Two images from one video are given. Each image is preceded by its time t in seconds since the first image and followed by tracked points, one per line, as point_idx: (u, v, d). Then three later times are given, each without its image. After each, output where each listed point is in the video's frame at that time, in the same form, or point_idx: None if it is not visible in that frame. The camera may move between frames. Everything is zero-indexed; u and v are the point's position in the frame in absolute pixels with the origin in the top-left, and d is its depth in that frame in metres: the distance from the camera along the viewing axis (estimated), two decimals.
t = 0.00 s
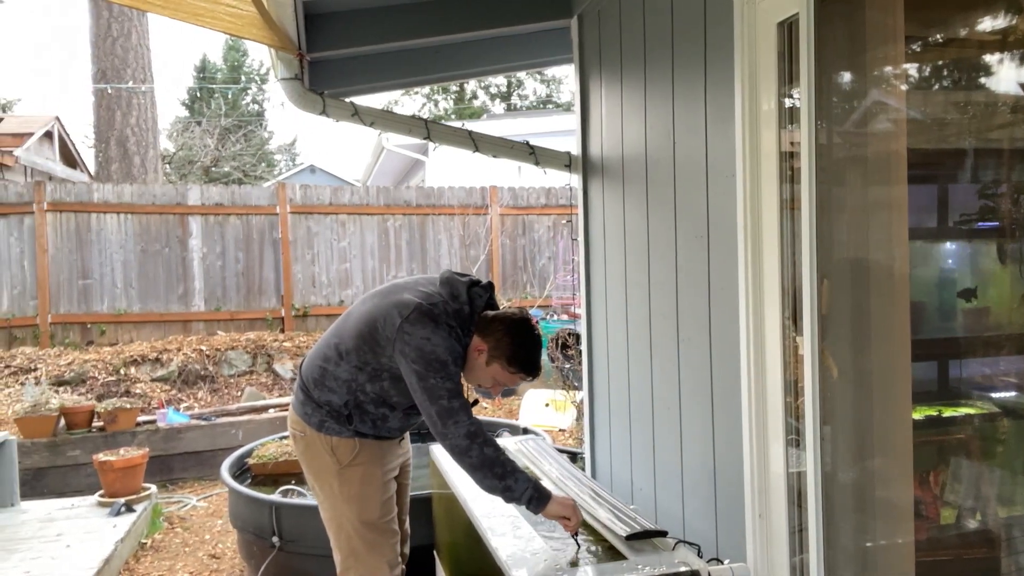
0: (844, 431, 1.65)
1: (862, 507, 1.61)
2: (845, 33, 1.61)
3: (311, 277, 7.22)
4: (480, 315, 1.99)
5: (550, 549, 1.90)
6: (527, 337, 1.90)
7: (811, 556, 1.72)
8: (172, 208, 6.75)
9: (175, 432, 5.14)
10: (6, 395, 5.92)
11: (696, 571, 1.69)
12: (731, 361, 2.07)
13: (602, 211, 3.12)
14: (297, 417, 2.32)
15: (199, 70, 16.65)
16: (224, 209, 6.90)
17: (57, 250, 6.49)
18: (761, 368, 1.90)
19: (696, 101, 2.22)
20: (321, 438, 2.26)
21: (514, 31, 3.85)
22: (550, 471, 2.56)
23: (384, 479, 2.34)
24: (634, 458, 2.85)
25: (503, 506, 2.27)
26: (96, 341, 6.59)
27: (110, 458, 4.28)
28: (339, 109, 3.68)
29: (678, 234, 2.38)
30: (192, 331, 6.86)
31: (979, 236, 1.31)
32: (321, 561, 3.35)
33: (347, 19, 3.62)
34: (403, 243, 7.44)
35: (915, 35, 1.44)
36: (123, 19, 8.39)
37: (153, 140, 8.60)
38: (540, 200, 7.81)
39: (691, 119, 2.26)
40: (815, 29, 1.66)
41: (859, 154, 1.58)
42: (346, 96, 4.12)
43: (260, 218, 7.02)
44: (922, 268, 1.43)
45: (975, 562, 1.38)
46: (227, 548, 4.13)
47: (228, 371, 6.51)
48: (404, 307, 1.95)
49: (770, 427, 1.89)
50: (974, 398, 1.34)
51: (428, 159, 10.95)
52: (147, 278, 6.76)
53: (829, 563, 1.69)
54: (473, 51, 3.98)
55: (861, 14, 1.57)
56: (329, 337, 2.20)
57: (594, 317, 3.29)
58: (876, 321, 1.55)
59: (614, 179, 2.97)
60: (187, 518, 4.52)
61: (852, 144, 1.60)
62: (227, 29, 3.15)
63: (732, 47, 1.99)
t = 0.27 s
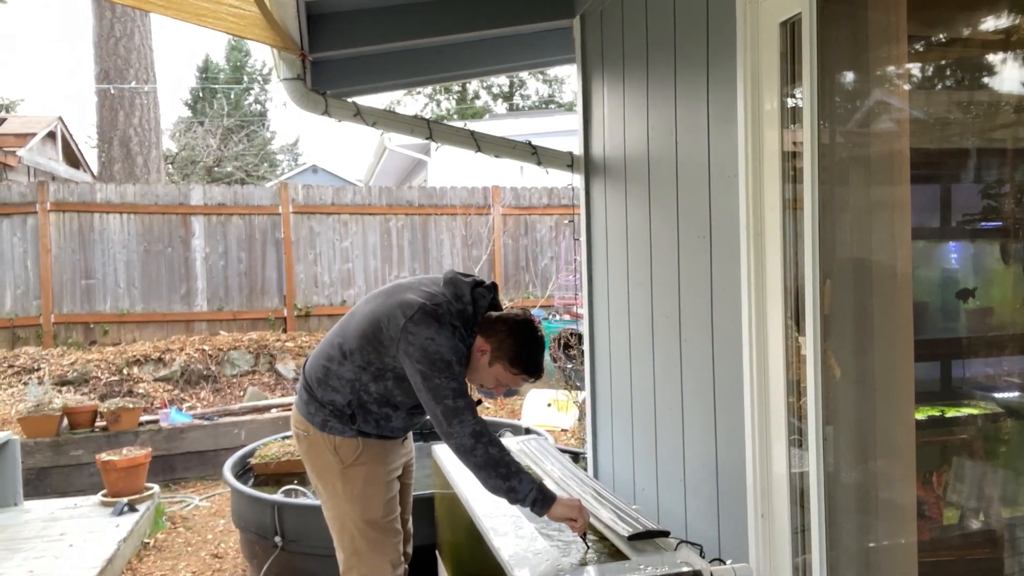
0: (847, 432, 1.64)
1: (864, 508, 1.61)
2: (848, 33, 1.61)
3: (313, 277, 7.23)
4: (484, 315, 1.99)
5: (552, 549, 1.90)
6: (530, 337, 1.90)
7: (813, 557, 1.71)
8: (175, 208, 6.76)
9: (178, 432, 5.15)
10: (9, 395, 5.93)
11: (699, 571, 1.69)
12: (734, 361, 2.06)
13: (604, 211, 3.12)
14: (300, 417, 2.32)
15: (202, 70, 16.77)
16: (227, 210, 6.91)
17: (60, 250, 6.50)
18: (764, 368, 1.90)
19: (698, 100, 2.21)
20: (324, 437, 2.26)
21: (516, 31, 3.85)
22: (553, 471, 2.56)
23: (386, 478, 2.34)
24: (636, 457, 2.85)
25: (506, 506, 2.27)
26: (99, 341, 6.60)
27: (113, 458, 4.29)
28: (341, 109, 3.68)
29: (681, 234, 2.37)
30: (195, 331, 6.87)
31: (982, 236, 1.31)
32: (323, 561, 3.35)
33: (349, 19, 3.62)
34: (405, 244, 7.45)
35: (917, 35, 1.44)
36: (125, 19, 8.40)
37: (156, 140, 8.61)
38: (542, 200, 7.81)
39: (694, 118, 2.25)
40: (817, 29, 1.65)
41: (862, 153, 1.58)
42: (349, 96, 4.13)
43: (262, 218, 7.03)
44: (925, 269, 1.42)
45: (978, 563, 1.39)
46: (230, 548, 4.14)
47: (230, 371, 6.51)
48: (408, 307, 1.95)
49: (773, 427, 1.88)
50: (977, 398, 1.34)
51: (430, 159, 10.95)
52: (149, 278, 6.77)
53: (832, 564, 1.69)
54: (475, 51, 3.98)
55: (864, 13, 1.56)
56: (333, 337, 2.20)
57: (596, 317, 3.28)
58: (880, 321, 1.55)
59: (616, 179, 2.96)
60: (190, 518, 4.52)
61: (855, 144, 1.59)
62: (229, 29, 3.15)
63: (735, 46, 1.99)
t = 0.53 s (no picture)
0: (849, 432, 1.64)
1: (867, 508, 1.61)
2: (850, 34, 1.61)
3: (315, 277, 7.24)
4: (486, 315, 1.98)
5: (554, 549, 1.90)
6: (532, 338, 1.90)
7: (816, 557, 1.72)
8: (177, 208, 6.77)
9: (180, 432, 5.16)
10: (12, 395, 5.95)
11: (701, 572, 1.69)
12: (736, 362, 2.06)
13: (606, 211, 3.12)
14: (302, 416, 2.32)
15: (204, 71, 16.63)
16: (229, 210, 6.92)
17: (63, 250, 6.51)
18: (766, 368, 1.90)
19: (700, 100, 2.22)
20: (326, 437, 2.26)
21: (518, 31, 3.84)
22: (555, 471, 2.56)
23: (388, 478, 2.34)
24: (638, 457, 2.85)
25: (507, 506, 2.27)
26: (101, 341, 6.62)
27: (116, 458, 4.29)
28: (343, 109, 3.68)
29: (683, 235, 2.37)
30: (197, 331, 6.88)
31: (985, 236, 1.31)
32: (325, 560, 3.35)
33: (351, 19, 3.62)
34: (407, 244, 7.45)
35: (919, 35, 1.43)
36: (128, 19, 8.41)
37: (158, 140, 8.63)
38: (544, 200, 7.81)
39: (696, 118, 2.25)
40: (819, 29, 1.67)
41: (864, 153, 1.58)
42: (352, 96, 4.13)
43: (264, 218, 7.03)
44: (928, 269, 1.42)
45: (980, 564, 1.38)
46: (232, 548, 4.14)
47: (233, 371, 6.52)
48: (410, 307, 1.95)
49: (775, 428, 1.88)
50: (979, 398, 1.33)
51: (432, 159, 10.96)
52: (152, 278, 6.78)
53: (834, 564, 1.69)
54: (476, 51, 3.98)
55: (866, 13, 1.56)
56: (335, 337, 2.20)
57: (598, 316, 3.28)
58: (882, 321, 1.55)
59: (618, 180, 2.96)
60: (192, 517, 4.53)
61: (857, 144, 1.59)
62: (231, 30, 3.15)
63: (737, 46, 1.99)
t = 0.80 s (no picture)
0: (850, 432, 1.64)
1: (868, 508, 1.61)
2: (851, 33, 1.61)
3: (317, 277, 7.24)
4: (486, 315, 1.99)
5: (555, 550, 1.90)
6: (532, 338, 1.90)
7: (817, 558, 1.72)
8: (179, 208, 6.78)
9: (181, 432, 5.16)
10: (14, 395, 5.96)
11: (702, 572, 1.69)
12: (737, 362, 2.06)
13: (607, 211, 3.12)
14: (302, 417, 2.32)
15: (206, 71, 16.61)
16: (230, 210, 6.92)
17: (64, 250, 6.52)
18: (767, 368, 1.90)
19: (701, 100, 2.22)
20: (327, 437, 2.26)
21: (519, 31, 3.84)
22: (556, 471, 2.56)
23: (389, 478, 2.34)
24: (639, 457, 2.85)
25: (509, 506, 2.27)
26: (103, 341, 6.62)
27: (117, 458, 4.29)
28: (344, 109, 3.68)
29: (684, 235, 2.37)
30: (199, 331, 6.88)
31: (987, 236, 1.30)
32: (326, 560, 3.35)
33: (352, 20, 3.62)
34: (408, 243, 7.46)
35: (921, 34, 1.43)
36: (130, 19, 8.42)
37: (160, 140, 8.63)
38: (545, 200, 7.81)
39: (697, 118, 2.25)
40: (820, 29, 1.67)
41: (865, 153, 1.58)
42: (353, 96, 4.14)
43: (266, 218, 7.04)
44: (929, 268, 1.42)
45: (983, 564, 1.37)
46: (233, 548, 4.14)
47: (234, 371, 6.53)
48: (410, 307, 1.96)
49: (776, 428, 1.88)
50: (981, 399, 1.33)
51: (434, 159, 10.97)
52: (153, 278, 6.78)
53: (835, 564, 1.69)
54: (478, 51, 3.98)
55: (868, 13, 1.56)
56: (335, 337, 2.20)
57: (599, 316, 3.28)
58: (883, 321, 1.55)
59: (619, 180, 2.96)
60: (193, 517, 4.53)
61: (859, 144, 1.59)
62: (233, 30, 3.17)
63: (738, 46, 1.99)
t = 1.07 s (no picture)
0: (851, 432, 1.64)
1: (869, 509, 1.61)
2: (852, 33, 1.61)
3: (317, 277, 7.24)
4: (486, 315, 1.98)
5: (556, 550, 1.90)
6: (532, 338, 1.90)
7: (818, 558, 1.72)
8: (180, 208, 6.78)
9: (182, 432, 5.16)
10: (15, 395, 5.96)
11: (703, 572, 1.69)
12: (738, 362, 2.06)
13: (608, 211, 3.12)
14: (302, 417, 2.32)
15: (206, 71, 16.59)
16: (231, 210, 6.92)
17: (65, 250, 6.52)
18: (768, 368, 1.90)
19: (701, 100, 2.22)
20: (327, 438, 2.26)
21: (520, 31, 3.84)
22: (556, 472, 2.55)
23: (389, 478, 2.34)
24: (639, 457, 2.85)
25: (509, 507, 2.27)
26: (104, 341, 6.62)
27: (118, 457, 4.29)
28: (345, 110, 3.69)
29: (684, 235, 2.37)
30: (199, 331, 6.88)
31: (988, 236, 1.30)
32: (327, 560, 3.35)
33: (353, 20, 3.62)
34: (409, 243, 7.45)
35: (922, 34, 1.43)
36: (130, 19, 8.42)
37: (161, 140, 8.63)
38: (546, 200, 7.81)
39: (697, 118, 2.25)
40: (821, 29, 1.67)
41: (866, 153, 1.57)
42: (353, 96, 4.14)
43: (266, 218, 7.04)
44: (930, 268, 1.42)
45: (984, 564, 1.37)
46: (234, 548, 4.14)
47: (235, 371, 6.53)
48: (409, 307, 1.96)
49: (777, 428, 1.88)
50: (982, 399, 1.32)
51: (434, 159, 10.97)
52: (154, 277, 6.79)
53: (836, 564, 1.69)
54: (478, 50, 3.98)
55: (869, 12, 1.56)
56: (334, 337, 2.20)
57: (600, 316, 3.28)
58: (884, 321, 1.54)
59: (620, 180, 2.96)
60: (194, 517, 4.53)
61: (859, 144, 1.59)
62: (232, 29, 3.17)
63: (738, 46, 1.99)
